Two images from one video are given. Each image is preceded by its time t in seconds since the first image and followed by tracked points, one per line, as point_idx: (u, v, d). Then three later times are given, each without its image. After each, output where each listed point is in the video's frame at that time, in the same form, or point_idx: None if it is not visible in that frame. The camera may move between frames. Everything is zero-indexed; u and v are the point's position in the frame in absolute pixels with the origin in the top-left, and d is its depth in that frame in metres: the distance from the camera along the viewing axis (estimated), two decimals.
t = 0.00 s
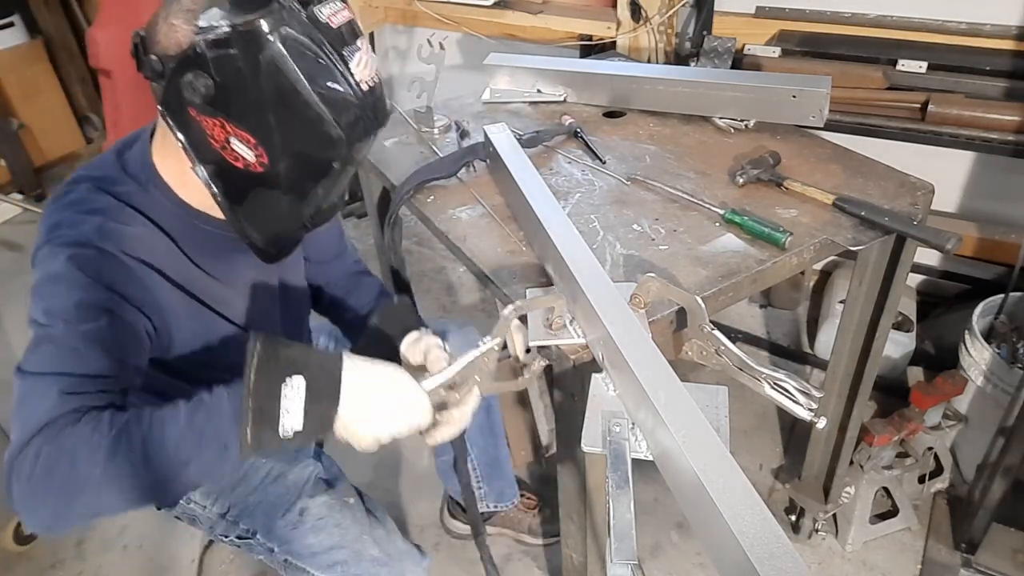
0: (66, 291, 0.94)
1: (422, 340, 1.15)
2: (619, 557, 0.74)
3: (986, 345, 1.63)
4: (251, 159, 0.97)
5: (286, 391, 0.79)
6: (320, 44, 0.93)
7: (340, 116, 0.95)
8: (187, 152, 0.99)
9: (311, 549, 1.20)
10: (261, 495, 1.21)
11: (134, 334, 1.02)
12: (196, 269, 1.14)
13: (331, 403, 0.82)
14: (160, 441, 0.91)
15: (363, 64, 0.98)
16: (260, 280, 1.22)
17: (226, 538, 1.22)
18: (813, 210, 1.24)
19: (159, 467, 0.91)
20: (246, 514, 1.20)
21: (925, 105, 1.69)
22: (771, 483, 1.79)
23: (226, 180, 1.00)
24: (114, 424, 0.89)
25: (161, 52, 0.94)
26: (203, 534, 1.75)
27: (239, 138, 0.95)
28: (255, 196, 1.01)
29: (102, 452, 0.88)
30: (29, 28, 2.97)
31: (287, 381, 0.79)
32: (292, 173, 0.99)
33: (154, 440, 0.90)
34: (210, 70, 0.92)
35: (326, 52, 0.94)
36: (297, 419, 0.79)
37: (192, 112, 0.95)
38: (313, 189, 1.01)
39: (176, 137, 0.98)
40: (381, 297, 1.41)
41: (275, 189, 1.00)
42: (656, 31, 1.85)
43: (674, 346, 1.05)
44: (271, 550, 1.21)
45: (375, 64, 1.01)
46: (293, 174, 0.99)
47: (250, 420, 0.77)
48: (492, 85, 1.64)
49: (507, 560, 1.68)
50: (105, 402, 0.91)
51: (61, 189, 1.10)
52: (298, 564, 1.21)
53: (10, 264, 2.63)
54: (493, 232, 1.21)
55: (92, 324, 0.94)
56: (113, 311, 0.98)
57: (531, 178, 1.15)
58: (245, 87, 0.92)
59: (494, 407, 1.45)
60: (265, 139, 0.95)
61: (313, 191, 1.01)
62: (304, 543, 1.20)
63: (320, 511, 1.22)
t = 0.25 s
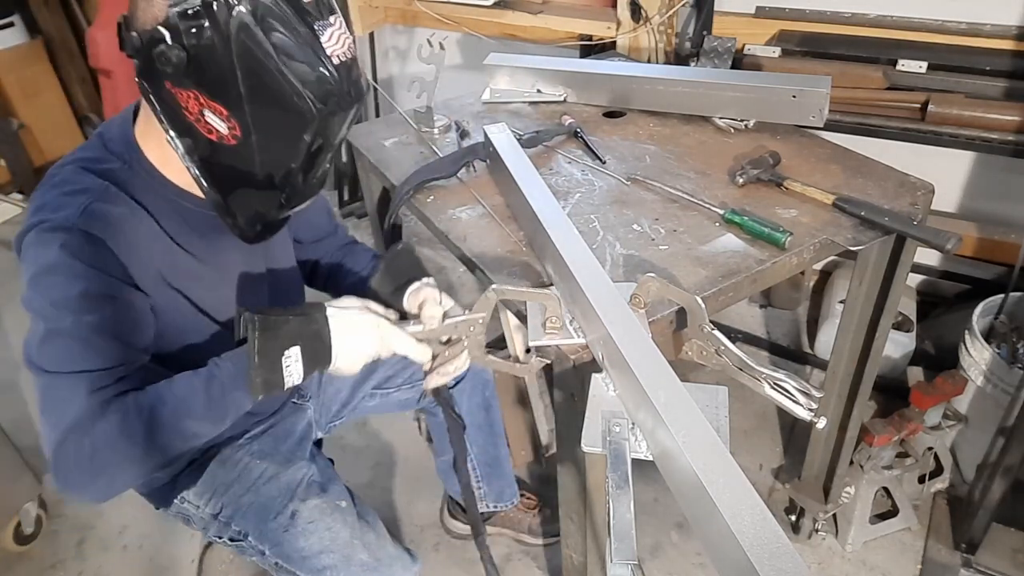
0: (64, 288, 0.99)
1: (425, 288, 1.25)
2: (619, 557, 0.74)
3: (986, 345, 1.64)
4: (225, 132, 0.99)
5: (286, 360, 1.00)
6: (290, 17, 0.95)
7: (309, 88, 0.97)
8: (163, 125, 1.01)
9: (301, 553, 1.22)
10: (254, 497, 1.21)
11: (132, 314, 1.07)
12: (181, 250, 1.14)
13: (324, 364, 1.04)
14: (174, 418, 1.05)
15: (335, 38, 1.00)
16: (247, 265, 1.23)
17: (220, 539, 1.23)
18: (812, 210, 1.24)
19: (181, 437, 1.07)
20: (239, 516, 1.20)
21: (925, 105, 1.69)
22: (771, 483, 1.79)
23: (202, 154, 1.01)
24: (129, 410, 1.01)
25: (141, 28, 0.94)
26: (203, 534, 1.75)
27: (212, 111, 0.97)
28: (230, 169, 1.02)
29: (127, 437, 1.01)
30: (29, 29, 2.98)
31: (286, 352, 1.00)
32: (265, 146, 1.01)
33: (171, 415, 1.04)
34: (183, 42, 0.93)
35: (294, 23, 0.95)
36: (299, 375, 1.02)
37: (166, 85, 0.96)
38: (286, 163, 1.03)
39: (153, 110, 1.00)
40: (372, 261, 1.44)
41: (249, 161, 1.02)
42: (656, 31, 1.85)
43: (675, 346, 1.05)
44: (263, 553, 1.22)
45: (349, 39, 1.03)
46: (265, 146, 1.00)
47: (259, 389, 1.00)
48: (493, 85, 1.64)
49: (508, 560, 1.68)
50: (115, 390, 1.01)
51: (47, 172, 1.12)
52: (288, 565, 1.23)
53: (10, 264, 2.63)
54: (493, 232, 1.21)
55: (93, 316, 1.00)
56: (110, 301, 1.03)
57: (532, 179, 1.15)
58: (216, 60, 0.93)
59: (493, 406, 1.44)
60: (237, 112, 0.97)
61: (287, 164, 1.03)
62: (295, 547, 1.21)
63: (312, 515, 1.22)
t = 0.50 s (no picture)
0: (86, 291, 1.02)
1: (440, 272, 1.26)
2: (619, 557, 0.74)
3: (986, 345, 1.64)
4: (215, 112, 0.98)
5: (296, 352, 1.09)
6: None
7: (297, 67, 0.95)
8: (156, 105, 1.00)
9: (301, 552, 1.20)
10: (253, 495, 1.22)
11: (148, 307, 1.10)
12: (184, 240, 1.14)
13: (332, 355, 1.09)
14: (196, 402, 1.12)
15: (325, 21, 0.98)
16: (247, 255, 1.23)
17: (219, 538, 1.23)
18: (812, 210, 1.24)
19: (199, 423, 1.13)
20: (237, 514, 1.20)
21: (925, 105, 1.69)
22: (771, 483, 1.79)
23: (193, 134, 1.00)
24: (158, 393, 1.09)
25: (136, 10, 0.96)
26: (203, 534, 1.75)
27: (203, 90, 0.96)
28: (220, 151, 1.01)
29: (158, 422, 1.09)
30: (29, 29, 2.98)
31: (295, 344, 1.09)
32: (255, 126, 0.98)
33: (194, 397, 1.12)
34: (174, 21, 0.92)
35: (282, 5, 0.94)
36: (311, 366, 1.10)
37: (160, 65, 0.96)
38: (275, 144, 1.01)
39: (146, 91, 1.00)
40: (377, 244, 1.44)
41: (239, 142, 1.00)
42: (656, 31, 1.85)
43: (675, 346, 1.05)
44: (262, 551, 1.21)
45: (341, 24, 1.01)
46: (253, 126, 0.98)
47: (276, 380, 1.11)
48: (493, 85, 1.64)
49: (507, 560, 1.68)
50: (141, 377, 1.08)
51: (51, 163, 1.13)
52: (288, 565, 1.21)
53: (10, 264, 2.63)
54: (493, 232, 1.21)
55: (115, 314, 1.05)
56: (130, 299, 1.07)
57: (532, 179, 1.15)
58: (206, 38, 0.93)
59: (494, 406, 1.45)
60: (226, 90, 0.95)
61: (275, 144, 1.01)
62: (295, 546, 1.20)
63: (312, 513, 1.22)
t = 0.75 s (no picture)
0: (113, 292, 1.04)
1: (451, 278, 1.23)
2: (619, 557, 0.74)
3: (986, 345, 1.64)
4: (222, 108, 0.98)
5: (332, 365, 1.14)
6: None
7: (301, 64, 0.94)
8: (167, 102, 1.01)
9: (301, 551, 1.20)
10: (253, 495, 1.22)
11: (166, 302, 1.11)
12: (200, 236, 1.14)
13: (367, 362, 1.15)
14: (216, 392, 1.15)
15: (331, 19, 0.96)
16: (255, 252, 1.22)
17: (219, 536, 1.23)
18: (812, 210, 1.24)
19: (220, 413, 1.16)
20: (238, 513, 1.20)
21: (925, 105, 1.69)
22: (771, 483, 1.79)
23: (201, 130, 1.00)
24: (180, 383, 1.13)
25: (148, 8, 0.97)
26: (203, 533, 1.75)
27: (210, 86, 0.96)
28: (226, 148, 1.01)
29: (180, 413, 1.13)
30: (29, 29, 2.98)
31: (332, 359, 1.14)
32: (260, 122, 0.98)
33: (213, 390, 1.15)
34: (183, 19, 0.93)
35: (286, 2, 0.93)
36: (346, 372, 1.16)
37: (170, 62, 0.97)
38: (280, 140, 1.00)
39: (157, 88, 1.00)
40: (383, 252, 1.44)
41: (245, 139, 0.99)
42: (656, 31, 1.85)
43: (675, 346, 1.05)
44: (262, 551, 1.21)
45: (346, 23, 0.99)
46: (259, 123, 0.98)
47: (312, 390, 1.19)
48: (493, 85, 1.65)
49: (507, 560, 1.67)
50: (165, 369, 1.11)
51: (61, 159, 1.12)
52: (288, 565, 1.21)
53: (10, 264, 2.64)
54: (493, 232, 1.21)
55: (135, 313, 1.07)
56: (149, 299, 1.08)
57: (532, 180, 1.15)
58: (213, 35, 0.93)
59: (494, 406, 1.44)
60: (232, 86, 0.95)
61: (280, 140, 1.00)
62: (295, 545, 1.20)
63: (312, 512, 1.22)
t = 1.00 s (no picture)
0: (135, 296, 1.05)
1: (457, 275, 1.16)
2: (619, 557, 0.74)
3: (986, 345, 1.64)
4: (237, 109, 0.97)
5: (347, 369, 1.15)
6: None
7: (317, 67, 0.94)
8: (183, 102, 1.01)
9: (305, 550, 1.20)
10: (257, 494, 1.22)
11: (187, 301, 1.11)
12: (215, 237, 1.14)
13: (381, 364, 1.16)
14: (234, 390, 1.15)
15: (347, 24, 0.97)
16: (265, 252, 1.22)
17: (221, 536, 1.23)
18: (812, 210, 1.24)
19: (238, 411, 1.17)
20: (241, 512, 1.20)
21: (925, 105, 1.69)
22: (772, 483, 1.79)
23: (216, 131, 1.00)
24: (202, 380, 1.13)
25: (167, 8, 0.97)
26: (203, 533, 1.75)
27: (226, 88, 0.96)
28: (240, 149, 1.00)
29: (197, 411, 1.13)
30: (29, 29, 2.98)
31: (347, 364, 1.15)
32: (275, 125, 0.98)
33: (232, 389, 1.15)
34: (202, 21, 0.93)
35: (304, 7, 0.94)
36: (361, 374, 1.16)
37: (188, 63, 0.97)
38: (293, 143, 1.00)
39: (174, 88, 1.00)
40: (386, 252, 1.44)
41: (259, 141, 0.99)
42: (656, 31, 1.85)
43: (675, 346, 1.05)
44: (265, 550, 1.20)
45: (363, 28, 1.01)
46: (274, 126, 0.98)
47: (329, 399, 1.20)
48: (493, 85, 1.65)
49: (507, 560, 1.67)
50: (186, 368, 1.11)
51: (78, 159, 1.11)
52: (292, 564, 1.21)
53: (9, 264, 2.64)
54: (493, 232, 1.21)
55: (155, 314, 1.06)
56: (169, 300, 1.08)
57: (532, 180, 1.15)
58: (230, 37, 0.93)
59: (494, 406, 1.45)
60: (248, 88, 0.95)
61: (295, 143, 1.00)
62: (298, 544, 1.20)
63: (315, 512, 1.22)
